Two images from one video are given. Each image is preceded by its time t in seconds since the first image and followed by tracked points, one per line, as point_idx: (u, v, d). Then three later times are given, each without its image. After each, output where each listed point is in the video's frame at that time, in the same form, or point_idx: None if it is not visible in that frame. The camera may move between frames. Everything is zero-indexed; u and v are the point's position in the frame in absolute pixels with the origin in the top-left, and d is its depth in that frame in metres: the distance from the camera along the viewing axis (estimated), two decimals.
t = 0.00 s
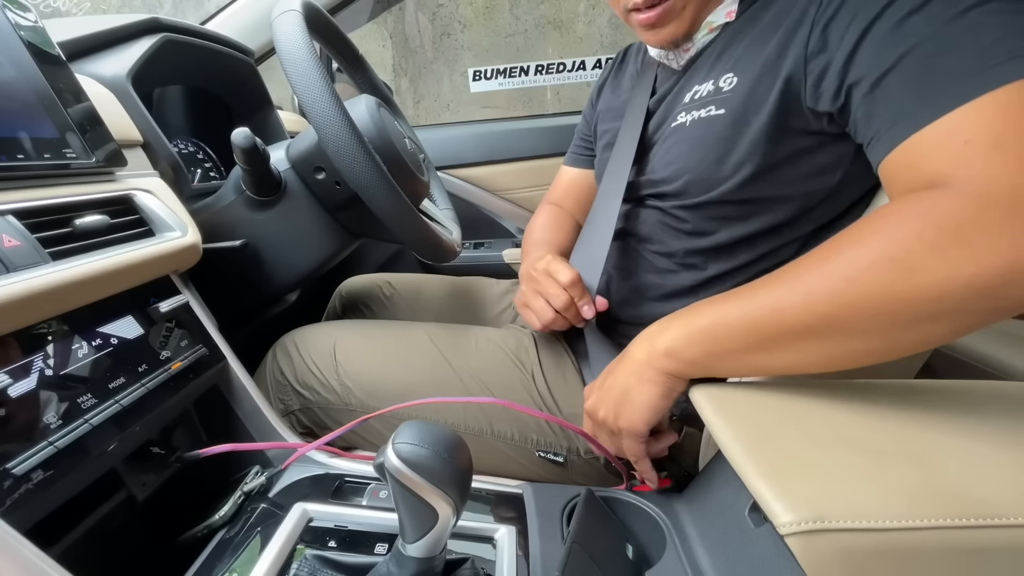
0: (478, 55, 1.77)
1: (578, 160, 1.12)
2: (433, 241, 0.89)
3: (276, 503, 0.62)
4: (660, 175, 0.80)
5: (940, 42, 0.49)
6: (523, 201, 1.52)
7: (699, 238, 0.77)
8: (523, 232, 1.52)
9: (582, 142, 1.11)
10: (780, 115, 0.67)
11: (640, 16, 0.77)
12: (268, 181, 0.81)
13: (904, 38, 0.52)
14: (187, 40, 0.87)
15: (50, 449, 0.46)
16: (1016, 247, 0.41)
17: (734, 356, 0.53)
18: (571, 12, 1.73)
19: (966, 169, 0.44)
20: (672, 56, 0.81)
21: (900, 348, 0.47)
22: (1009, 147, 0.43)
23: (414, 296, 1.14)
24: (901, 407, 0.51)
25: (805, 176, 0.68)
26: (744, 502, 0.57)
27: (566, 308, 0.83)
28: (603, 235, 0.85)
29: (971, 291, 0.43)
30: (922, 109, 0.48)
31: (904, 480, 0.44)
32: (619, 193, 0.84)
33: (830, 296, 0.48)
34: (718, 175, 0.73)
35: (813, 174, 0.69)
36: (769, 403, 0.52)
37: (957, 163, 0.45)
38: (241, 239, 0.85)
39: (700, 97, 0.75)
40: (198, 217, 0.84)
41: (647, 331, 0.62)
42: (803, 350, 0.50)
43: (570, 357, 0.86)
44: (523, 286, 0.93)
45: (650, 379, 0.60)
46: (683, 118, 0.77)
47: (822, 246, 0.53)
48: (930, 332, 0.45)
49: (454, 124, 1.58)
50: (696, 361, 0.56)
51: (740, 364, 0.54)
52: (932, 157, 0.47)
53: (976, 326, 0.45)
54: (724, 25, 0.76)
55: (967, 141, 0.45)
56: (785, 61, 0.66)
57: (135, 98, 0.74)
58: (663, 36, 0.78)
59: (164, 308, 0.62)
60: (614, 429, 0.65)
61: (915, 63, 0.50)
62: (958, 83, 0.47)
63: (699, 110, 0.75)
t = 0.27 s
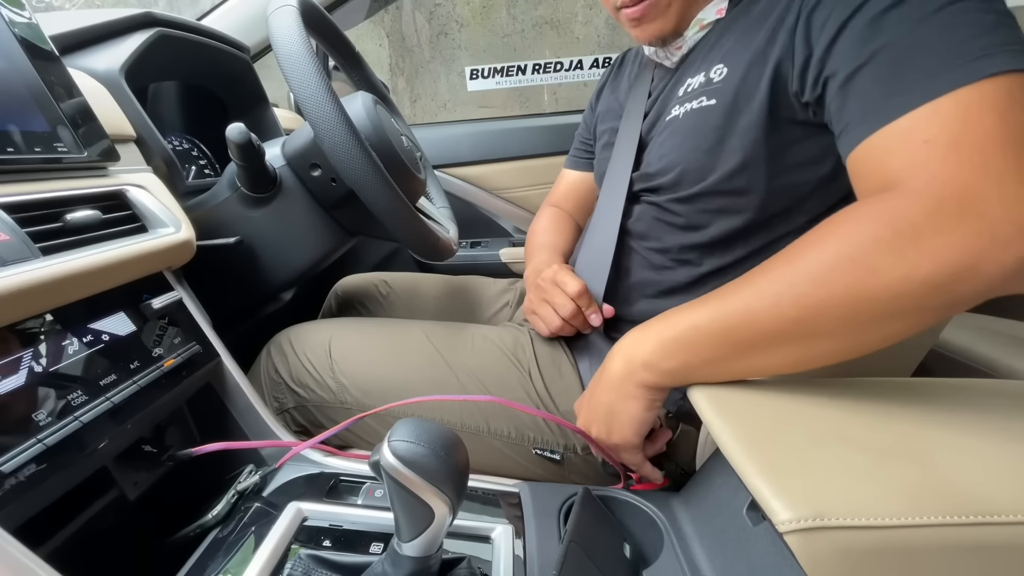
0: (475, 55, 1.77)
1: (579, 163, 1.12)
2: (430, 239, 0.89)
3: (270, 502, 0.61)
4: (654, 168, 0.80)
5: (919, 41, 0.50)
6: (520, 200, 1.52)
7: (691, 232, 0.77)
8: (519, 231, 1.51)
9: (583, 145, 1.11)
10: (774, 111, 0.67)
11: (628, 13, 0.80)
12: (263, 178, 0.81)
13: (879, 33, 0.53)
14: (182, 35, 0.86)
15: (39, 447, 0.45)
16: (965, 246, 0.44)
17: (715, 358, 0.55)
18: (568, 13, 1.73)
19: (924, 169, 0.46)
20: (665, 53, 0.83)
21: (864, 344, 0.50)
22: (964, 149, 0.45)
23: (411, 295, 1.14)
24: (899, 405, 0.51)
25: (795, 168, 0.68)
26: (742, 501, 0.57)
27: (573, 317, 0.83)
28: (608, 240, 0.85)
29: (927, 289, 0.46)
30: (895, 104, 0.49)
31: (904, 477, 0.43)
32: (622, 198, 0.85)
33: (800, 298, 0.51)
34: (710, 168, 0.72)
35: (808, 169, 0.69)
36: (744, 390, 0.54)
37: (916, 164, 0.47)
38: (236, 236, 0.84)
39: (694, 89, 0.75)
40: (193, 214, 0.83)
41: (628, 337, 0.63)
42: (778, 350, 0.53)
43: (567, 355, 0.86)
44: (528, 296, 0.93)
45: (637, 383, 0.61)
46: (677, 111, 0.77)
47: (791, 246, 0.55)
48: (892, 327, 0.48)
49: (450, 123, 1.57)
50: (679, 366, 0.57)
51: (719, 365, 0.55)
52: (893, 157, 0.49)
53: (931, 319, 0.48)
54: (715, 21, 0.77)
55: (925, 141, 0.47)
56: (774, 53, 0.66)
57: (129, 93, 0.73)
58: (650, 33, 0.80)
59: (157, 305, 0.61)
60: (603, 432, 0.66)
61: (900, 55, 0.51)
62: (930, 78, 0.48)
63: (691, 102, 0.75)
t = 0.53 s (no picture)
0: (473, 52, 1.76)
1: (580, 163, 1.11)
2: (426, 234, 0.88)
3: (262, 499, 0.60)
4: (650, 160, 0.79)
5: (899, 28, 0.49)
6: (517, 198, 1.51)
7: (683, 223, 0.76)
8: (517, 229, 1.51)
9: (584, 145, 1.11)
10: (771, 103, 0.66)
11: None
12: (257, 171, 0.80)
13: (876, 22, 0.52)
14: (176, 26, 0.85)
15: (23, 441, 0.44)
16: (928, 228, 0.44)
17: (694, 353, 0.54)
18: (567, 11, 1.73)
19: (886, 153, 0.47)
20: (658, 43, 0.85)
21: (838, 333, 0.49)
22: (925, 132, 0.45)
23: (407, 292, 1.13)
24: (900, 401, 0.51)
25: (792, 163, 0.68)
26: (741, 498, 0.56)
27: (573, 310, 0.82)
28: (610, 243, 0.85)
29: (894, 274, 0.46)
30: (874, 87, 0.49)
31: (907, 473, 0.43)
32: (622, 193, 0.84)
33: (773, 289, 0.50)
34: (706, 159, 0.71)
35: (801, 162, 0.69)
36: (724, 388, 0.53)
37: (879, 150, 0.47)
38: (230, 230, 0.83)
39: (683, 76, 0.76)
40: (186, 208, 0.82)
41: (608, 336, 0.63)
42: (750, 343, 0.52)
43: (563, 352, 0.85)
44: (530, 289, 0.92)
45: (621, 382, 0.61)
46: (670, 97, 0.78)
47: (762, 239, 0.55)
48: (862, 314, 0.48)
49: (448, 120, 1.56)
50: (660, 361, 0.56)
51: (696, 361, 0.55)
52: (858, 144, 0.49)
53: (902, 305, 0.47)
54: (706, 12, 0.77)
55: (889, 125, 0.47)
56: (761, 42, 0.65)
57: (120, 83, 0.72)
58: (639, 22, 0.83)
59: (147, 298, 0.60)
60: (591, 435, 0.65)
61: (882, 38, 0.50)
62: (901, 60, 0.47)
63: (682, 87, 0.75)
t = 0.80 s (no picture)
0: (473, 48, 1.74)
1: (584, 159, 1.10)
2: (426, 227, 0.86)
3: (257, 494, 0.59)
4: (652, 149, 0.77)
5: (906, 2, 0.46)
6: (517, 194, 1.49)
7: (684, 210, 0.74)
8: (517, 225, 1.49)
9: (586, 140, 1.10)
10: (776, 92, 0.65)
11: None
12: (254, 161, 0.78)
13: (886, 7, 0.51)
14: (172, 12, 0.83)
15: (8, 432, 0.43)
16: (927, 185, 0.43)
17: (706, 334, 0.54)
18: (568, 7, 1.72)
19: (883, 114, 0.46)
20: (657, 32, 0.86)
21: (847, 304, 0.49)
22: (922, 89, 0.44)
23: (405, 287, 1.11)
24: (910, 395, 0.50)
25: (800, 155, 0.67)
26: (748, 495, 0.55)
27: (572, 308, 0.81)
28: (611, 235, 0.84)
29: (894, 235, 0.45)
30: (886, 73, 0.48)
31: (923, 469, 0.41)
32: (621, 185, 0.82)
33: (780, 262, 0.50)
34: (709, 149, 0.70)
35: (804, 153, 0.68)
36: (733, 377, 0.53)
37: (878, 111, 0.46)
38: (225, 222, 0.81)
39: (683, 63, 0.75)
40: (181, 198, 0.80)
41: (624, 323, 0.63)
42: (766, 315, 0.51)
43: (564, 347, 0.84)
44: (528, 289, 0.91)
45: (635, 364, 0.60)
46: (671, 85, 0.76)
47: (769, 213, 0.54)
48: (870, 281, 0.47)
49: (447, 115, 1.55)
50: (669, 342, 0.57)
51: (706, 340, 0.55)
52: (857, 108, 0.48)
53: (914, 268, 0.46)
54: None
55: (895, 87, 0.46)
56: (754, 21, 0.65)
57: (114, 69, 0.71)
58: (638, 8, 0.86)
59: (140, 287, 0.58)
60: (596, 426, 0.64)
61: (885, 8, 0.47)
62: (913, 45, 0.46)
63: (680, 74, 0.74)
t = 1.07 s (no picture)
0: (475, 42, 1.73)
1: (587, 154, 1.09)
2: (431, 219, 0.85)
3: (257, 489, 0.57)
4: (663, 145, 0.80)
5: (933, 18, 0.47)
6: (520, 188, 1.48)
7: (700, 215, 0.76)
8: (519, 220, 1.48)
9: (591, 135, 1.08)
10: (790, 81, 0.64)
11: None
12: (254, 150, 0.76)
13: None
14: None
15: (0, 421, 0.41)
16: (998, 220, 0.34)
17: (709, 237, 0.35)
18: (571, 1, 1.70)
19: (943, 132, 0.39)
20: (666, 26, 0.86)
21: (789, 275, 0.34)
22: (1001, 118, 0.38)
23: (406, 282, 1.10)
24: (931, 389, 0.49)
25: (811, 146, 0.67)
26: (761, 491, 0.54)
27: (562, 315, 0.80)
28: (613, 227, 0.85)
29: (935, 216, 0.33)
30: (908, 57, 0.47)
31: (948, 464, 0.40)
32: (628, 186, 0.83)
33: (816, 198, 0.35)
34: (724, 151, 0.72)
35: (817, 144, 0.67)
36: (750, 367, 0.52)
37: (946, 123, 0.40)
38: (225, 212, 0.80)
39: (704, 66, 0.77)
40: (179, 186, 0.79)
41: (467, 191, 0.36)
42: (742, 262, 0.35)
43: (571, 346, 0.83)
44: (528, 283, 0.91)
45: (468, 238, 0.34)
46: (688, 88, 0.78)
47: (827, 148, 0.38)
48: (873, 283, 0.35)
49: (449, 109, 1.53)
50: (669, 219, 0.35)
51: (573, 261, 0.34)
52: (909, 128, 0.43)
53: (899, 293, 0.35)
54: None
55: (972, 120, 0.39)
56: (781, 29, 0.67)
57: (113, 52, 0.69)
58: None
59: (138, 275, 0.56)
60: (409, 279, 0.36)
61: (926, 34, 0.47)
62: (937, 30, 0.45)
63: (703, 78, 0.76)
